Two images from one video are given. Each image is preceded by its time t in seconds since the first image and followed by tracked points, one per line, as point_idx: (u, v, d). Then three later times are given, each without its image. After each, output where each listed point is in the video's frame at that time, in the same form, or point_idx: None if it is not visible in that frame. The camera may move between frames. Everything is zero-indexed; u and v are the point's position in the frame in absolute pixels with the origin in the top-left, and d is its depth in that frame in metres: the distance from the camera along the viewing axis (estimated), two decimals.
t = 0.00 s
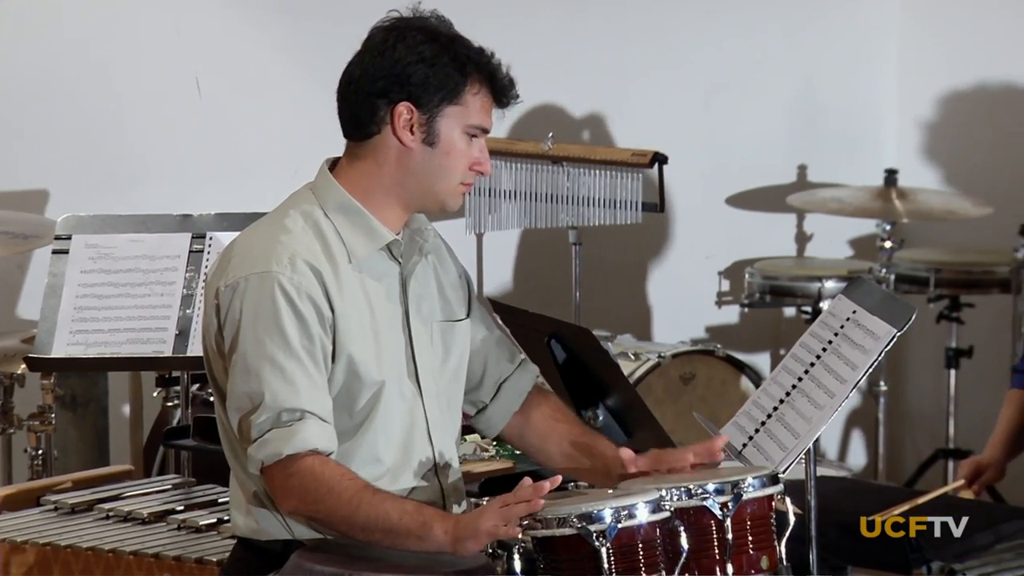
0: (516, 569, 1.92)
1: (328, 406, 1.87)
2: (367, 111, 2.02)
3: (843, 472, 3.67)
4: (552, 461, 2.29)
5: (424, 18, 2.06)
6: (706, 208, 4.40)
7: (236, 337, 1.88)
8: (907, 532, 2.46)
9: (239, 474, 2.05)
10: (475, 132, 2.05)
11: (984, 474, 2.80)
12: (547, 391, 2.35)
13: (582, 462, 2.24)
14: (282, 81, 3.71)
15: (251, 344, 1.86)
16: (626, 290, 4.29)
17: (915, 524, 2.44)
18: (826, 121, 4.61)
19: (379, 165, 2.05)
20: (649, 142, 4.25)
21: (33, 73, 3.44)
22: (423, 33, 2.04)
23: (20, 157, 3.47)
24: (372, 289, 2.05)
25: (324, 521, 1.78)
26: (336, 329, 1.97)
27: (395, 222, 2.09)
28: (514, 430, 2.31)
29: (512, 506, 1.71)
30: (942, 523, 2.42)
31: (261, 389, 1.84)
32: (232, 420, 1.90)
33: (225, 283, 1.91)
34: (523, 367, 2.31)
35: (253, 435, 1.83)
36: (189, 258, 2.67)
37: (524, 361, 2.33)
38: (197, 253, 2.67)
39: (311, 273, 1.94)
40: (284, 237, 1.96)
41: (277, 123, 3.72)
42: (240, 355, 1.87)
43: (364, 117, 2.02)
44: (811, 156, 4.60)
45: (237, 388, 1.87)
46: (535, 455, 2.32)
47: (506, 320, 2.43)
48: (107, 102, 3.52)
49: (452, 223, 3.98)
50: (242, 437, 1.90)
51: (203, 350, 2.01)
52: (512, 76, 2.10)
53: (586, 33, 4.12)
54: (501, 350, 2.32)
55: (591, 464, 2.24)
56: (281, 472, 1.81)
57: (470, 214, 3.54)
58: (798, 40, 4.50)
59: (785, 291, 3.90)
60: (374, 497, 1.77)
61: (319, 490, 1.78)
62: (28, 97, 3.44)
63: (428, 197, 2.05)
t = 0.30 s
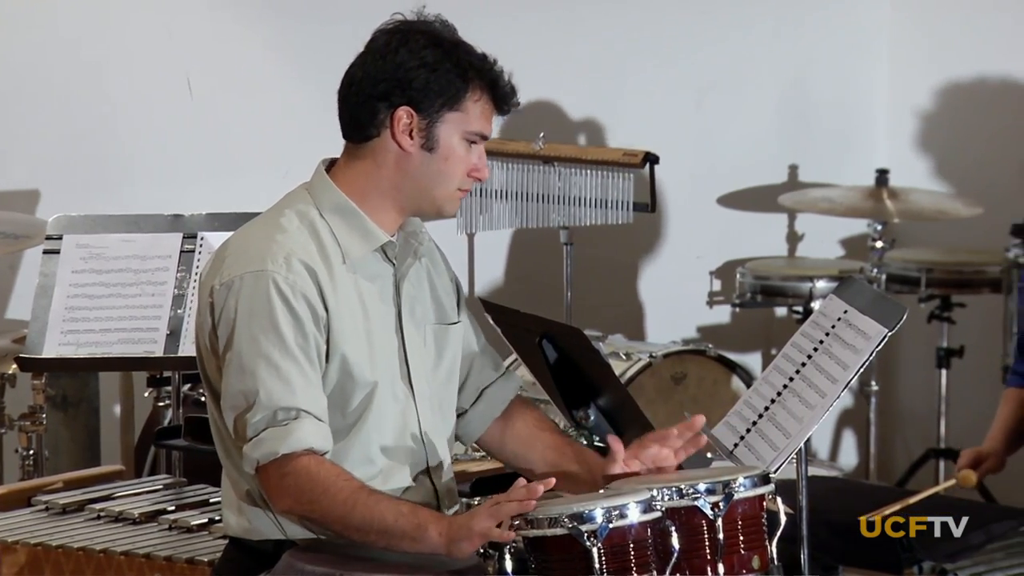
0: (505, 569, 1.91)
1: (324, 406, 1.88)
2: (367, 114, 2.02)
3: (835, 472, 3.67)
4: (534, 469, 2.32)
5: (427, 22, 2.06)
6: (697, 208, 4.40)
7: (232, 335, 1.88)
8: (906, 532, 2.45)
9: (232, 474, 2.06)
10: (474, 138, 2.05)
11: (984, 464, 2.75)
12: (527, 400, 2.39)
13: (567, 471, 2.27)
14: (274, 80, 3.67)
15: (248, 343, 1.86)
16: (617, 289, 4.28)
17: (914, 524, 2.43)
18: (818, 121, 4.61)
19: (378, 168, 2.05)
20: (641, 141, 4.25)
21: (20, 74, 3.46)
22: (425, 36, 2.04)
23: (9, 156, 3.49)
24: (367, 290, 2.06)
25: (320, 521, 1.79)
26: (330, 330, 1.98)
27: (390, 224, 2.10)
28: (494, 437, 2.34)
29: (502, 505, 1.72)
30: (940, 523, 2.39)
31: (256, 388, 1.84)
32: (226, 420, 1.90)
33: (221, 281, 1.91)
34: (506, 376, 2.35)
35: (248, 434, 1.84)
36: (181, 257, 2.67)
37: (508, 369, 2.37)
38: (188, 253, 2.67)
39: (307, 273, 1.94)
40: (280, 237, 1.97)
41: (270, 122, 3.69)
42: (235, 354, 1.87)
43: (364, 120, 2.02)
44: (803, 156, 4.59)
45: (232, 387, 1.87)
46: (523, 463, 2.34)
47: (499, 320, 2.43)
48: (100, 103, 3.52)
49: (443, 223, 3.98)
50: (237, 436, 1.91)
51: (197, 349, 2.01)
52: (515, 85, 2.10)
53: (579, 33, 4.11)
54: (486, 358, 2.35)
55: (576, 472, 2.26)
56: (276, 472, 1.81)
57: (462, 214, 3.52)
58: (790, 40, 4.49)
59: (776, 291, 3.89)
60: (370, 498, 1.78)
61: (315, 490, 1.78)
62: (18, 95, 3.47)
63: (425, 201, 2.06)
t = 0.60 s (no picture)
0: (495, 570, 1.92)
1: (311, 408, 1.88)
2: (361, 116, 2.01)
3: (823, 472, 3.67)
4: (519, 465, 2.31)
5: (423, 25, 2.05)
6: (686, 207, 4.41)
7: (220, 337, 1.88)
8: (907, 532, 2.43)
9: (223, 475, 2.09)
10: (467, 143, 2.06)
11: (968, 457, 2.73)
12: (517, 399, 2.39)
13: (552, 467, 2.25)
14: (267, 82, 3.70)
15: (236, 343, 1.86)
16: (607, 289, 4.29)
17: (915, 523, 2.44)
18: (807, 121, 4.62)
19: (370, 170, 2.05)
20: (631, 142, 4.25)
21: (11, 73, 3.43)
22: (421, 40, 2.03)
23: None
24: (356, 291, 2.06)
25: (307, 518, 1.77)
26: (319, 332, 1.98)
27: (381, 225, 2.10)
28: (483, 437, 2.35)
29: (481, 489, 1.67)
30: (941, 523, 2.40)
31: (243, 390, 1.84)
32: (214, 420, 1.90)
33: (210, 283, 1.91)
34: (496, 374, 2.35)
35: (234, 435, 1.84)
36: (170, 257, 2.67)
37: (497, 368, 2.36)
38: (178, 253, 2.66)
39: (296, 275, 1.94)
40: (269, 239, 1.97)
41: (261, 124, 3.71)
42: (223, 356, 1.87)
43: (357, 122, 2.02)
44: (791, 156, 4.60)
45: (219, 388, 1.87)
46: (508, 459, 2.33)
47: (489, 320, 2.43)
48: (94, 102, 3.52)
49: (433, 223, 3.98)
50: (224, 436, 1.91)
51: (186, 349, 2.01)
52: (509, 90, 2.11)
53: (569, 33, 4.11)
54: (476, 358, 2.34)
55: (559, 469, 2.25)
56: (262, 472, 1.80)
57: (452, 214, 3.51)
58: (779, 40, 4.50)
59: (765, 291, 3.90)
60: (354, 489, 1.76)
61: (299, 488, 1.77)
62: (8, 96, 3.44)
63: (417, 205, 2.06)
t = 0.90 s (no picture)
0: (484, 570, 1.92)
1: (296, 407, 1.88)
2: (342, 114, 2.02)
3: (812, 472, 3.67)
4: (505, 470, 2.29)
5: (398, 20, 2.06)
6: (676, 207, 4.41)
7: (207, 338, 1.88)
8: (907, 532, 2.40)
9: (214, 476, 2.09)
10: (449, 135, 2.06)
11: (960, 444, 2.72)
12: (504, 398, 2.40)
13: (539, 474, 2.25)
14: (255, 82, 3.71)
15: (222, 344, 1.86)
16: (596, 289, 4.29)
17: (914, 523, 2.40)
18: (795, 121, 4.63)
19: (354, 169, 2.05)
20: (620, 142, 4.26)
21: None
22: (397, 35, 2.04)
23: None
24: (345, 291, 2.06)
25: (293, 510, 1.78)
26: (309, 333, 1.98)
27: (368, 223, 2.11)
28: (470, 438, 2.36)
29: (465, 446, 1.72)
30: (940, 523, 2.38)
31: (230, 391, 1.85)
32: (200, 420, 1.90)
33: (198, 285, 1.91)
34: (483, 374, 2.36)
35: (219, 433, 1.84)
36: (158, 258, 2.67)
37: (485, 367, 2.38)
38: (166, 253, 2.67)
39: (285, 276, 1.95)
40: (257, 239, 1.97)
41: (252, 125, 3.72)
42: (210, 357, 1.87)
43: (338, 121, 2.03)
44: (779, 156, 4.61)
45: (206, 389, 1.87)
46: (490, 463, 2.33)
47: (476, 320, 2.43)
48: (86, 101, 3.52)
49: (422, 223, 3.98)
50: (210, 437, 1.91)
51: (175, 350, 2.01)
52: (488, 80, 2.12)
53: (558, 33, 4.11)
54: (464, 358, 2.35)
55: (546, 474, 2.24)
56: (246, 469, 1.80)
57: (440, 213, 3.52)
58: (766, 40, 4.51)
59: (754, 291, 3.90)
60: (338, 466, 1.78)
61: (285, 476, 1.77)
62: None
63: (403, 201, 2.07)
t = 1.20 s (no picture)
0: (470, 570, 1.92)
1: (288, 410, 1.88)
2: (324, 114, 2.03)
3: (798, 472, 3.68)
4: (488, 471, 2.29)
5: (375, 18, 2.07)
6: (663, 207, 4.41)
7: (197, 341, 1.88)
8: (907, 532, 2.39)
9: (204, 478, 2.09)
10: (433, 129, 2.07)
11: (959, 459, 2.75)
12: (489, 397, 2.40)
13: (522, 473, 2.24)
14: (241, 82, 3.71)
15: (213, 348, 1.86)
16: (583, 289, 4.29)
17: (914, 523, 2.38)
18: (782, 121, 4.63)
19: (338, 168, 2.06)
20: (606, 141, 4.26)
21: None
22: (375, 32, 2.05)
23: None
24: (332, 290, 2.06)
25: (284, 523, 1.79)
26: (297, 334, 1.98)
27: (355, 222, 2.10)
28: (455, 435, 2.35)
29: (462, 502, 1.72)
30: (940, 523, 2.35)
31: (222, 393, 1.85)
32: (192, 424, 1.90)
33: (187, 287, 1.91)
34: (468, 374, 2.36)
35: (212, 438, 1.84)
36: (144, 258, 2.67)
37: (470, 367, 2.37)
38: (152, 253, 2.67)
39: (274, 277, 1.94)
40: (245, 241, 1.96)
41: (239, 124, 3.73)
42: (200, 360, 1.87)
43: (321, 121, 2.03)
44: (766, 155, 4.61)
45: (197, 392, 1.87)
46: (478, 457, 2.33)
47: (463, 320, 2.43)
48: (75, 101, 3.52)
49: (409, 223, 3.98)
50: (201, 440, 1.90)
51: (163, 352, 2.01)
52: (469, 72, 2.13)
53: (544, 32, 4.11)
54: (449, 358, 2.36)
55: (529, 473, 2.24)
56: (241, 476, 1.81)
57: (428, 213, 3.51)
58: (752, 40, 4.51)
59: (741, 291, 3.90)
60: (334, 495, 1.78)
61: (278, 491, 1.78)
62: None
63: (390, 198, 2.07)
